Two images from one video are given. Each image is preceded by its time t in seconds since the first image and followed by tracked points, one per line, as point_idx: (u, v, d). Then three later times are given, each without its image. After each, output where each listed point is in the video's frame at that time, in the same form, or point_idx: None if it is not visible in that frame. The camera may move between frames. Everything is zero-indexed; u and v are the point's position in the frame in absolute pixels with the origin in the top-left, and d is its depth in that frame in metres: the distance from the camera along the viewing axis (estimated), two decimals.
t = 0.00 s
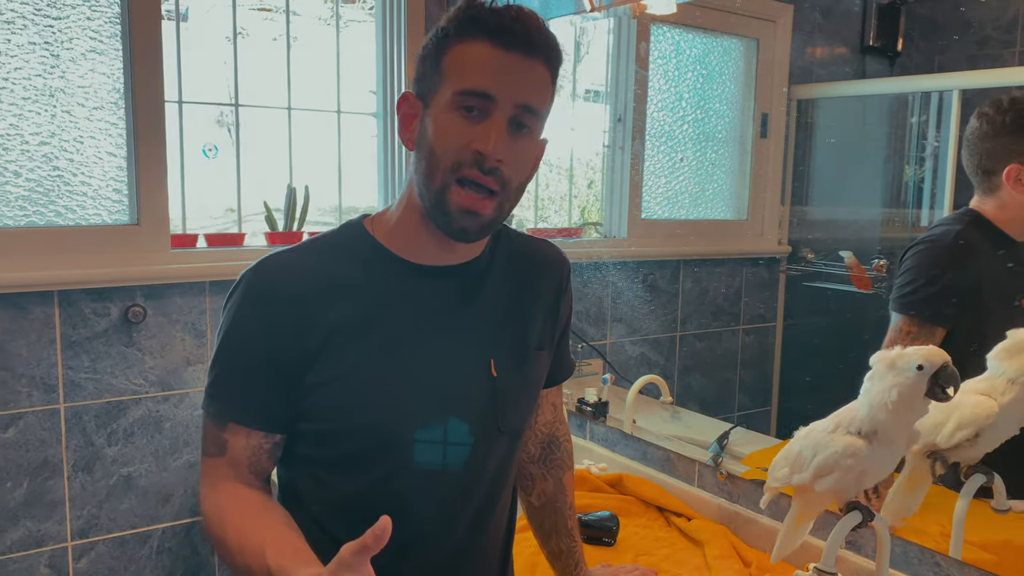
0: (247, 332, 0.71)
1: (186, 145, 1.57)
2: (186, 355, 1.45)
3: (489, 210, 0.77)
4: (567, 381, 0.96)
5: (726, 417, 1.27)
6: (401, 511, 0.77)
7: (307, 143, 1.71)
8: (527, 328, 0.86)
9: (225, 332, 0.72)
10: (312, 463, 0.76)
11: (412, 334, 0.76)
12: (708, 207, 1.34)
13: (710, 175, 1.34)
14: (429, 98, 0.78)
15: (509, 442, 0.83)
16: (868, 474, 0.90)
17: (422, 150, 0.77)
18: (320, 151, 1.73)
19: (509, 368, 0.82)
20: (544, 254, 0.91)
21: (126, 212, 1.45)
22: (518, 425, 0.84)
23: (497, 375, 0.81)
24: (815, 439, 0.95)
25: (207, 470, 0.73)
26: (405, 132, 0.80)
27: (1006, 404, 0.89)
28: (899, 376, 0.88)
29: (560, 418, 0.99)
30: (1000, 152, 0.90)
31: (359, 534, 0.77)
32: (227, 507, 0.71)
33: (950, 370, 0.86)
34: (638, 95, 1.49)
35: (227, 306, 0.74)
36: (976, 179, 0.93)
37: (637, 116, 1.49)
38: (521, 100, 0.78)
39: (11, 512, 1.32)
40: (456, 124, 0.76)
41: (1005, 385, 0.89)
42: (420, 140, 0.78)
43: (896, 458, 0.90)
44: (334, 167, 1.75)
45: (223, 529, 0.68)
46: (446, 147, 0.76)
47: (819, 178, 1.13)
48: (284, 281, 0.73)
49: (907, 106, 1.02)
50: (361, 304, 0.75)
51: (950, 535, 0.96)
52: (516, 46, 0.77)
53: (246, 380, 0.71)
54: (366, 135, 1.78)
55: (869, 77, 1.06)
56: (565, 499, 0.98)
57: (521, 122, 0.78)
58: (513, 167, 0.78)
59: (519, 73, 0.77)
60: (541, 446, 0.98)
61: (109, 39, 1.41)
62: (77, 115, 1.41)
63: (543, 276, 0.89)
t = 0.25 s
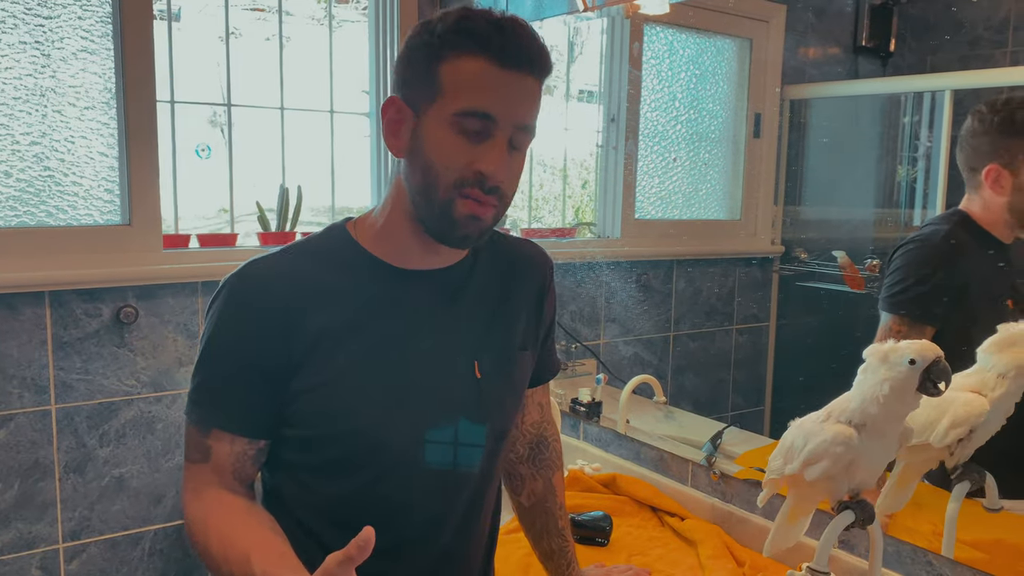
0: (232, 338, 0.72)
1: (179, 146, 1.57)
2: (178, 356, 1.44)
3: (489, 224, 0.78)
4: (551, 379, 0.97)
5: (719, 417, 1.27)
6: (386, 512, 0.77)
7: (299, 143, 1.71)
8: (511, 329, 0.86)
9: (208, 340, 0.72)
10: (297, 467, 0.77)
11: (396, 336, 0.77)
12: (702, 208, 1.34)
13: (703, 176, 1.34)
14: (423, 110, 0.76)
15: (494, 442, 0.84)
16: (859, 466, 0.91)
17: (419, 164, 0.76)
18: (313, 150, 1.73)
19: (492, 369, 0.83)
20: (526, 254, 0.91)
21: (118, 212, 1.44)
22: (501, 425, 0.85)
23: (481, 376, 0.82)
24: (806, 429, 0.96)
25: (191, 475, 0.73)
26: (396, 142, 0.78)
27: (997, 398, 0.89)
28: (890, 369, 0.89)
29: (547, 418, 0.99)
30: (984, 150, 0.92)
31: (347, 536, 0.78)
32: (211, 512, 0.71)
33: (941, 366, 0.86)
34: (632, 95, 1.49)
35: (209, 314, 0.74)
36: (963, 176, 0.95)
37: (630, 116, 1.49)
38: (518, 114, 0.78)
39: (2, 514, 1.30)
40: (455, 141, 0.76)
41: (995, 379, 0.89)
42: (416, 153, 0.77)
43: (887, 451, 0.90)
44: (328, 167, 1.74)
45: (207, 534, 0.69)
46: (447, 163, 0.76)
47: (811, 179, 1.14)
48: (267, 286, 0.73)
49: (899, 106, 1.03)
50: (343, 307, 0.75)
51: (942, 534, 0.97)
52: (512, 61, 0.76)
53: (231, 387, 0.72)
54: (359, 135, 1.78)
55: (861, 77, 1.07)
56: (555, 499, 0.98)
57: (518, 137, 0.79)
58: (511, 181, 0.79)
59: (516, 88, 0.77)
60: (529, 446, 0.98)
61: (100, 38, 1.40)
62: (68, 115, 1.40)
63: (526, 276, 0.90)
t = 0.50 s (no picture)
0: (213, 346, 0.71)
1: (169, 147, 1.56)
2: (169, 356, 1.44)
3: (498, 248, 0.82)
4: (531, 377, 0.96)
5: (710, 417, 1.27)
6: (372, 511, 0.78)
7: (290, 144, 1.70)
8: (491, 328, 0.87)
9: (187, 348, 0.71)
10: (282, 470, 0.77)
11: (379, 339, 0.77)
12: (692, 208, 1.34)
13: (695, 176, 1.34)
14: (445, 143, 0.76)
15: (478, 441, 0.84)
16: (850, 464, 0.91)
17: (442, 194, 0.77)
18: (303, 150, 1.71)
19: (475, 369, 0.84)
20: (501, 252, 0.91)
21: (108, 213, 1.43)
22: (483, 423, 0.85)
23: (464, 375, 0.83)
24: (799, 424, 0.96)
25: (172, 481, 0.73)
26: (409, 167, 0.77)
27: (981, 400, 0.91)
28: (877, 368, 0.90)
29: (530, 416, 0.99)
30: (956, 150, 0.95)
31: (334, 536, 0.79)
32: (195, 521, 0.71)
33: (925, 364, 0.86)
34: (623, 95, 1.49)
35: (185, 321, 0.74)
36: (942, 175, 0.96)
37: (622, 116, 1.49)
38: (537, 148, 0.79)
39: None
40: (479, 176, 0.77)
41: (979, 382, 0.91)
42: (439, 183, 0.77)
43: (878, 447, 0.90)
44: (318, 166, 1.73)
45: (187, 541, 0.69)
46: (471, 197, 0.77)
47: (802, 179, 1.14)
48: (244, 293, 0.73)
49: (890, 107, 1.03)
50: (323, 311, 0.75)
51: (932, 534, 0.98)
52: (539, 99, 0.77)
53: (214, 394, 0.71)
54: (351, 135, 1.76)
55: (851, 77, 1.07)
56: (541, 498, 0.98)
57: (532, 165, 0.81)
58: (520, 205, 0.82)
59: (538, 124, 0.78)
60: (513, 445, 0.97)
61: (90, 38, 1.39)
62: (58, 115, 1.39)
63: (503, 274, 0.90)
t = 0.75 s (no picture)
0: (197, 347, 0.71)
1: (159, 147, 1.55)
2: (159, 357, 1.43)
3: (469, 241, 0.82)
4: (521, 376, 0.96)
5: (701, 417, 1.27)
6: (359, 508, 0.78)
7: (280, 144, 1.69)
8: (477, 324, 0.87)
9: (171, 350, 0.71)
10: (268, 469, 0.77)
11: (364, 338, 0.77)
12: (684, 208, 1.35)
13: (686, 176, 1.35)
14: (416, 135, 0.75)
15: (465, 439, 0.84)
16: (841, 466, 0.95)
17: (413, 187, 0.76)
18: (293, 150, 1.70)
19: (462, 366, 0.84)
20: (486, 251, 0.91)
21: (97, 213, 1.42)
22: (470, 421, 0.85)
23: (451, 372, 0.82)
24: (786, 429, 1.03)
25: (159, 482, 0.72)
26: (379, 160, 0.76)
27: (975, 396, 0.92)
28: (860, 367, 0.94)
29: (519, 415, 0.98)
30: (942, 149, 0.95)
31: (324, 533, 0.79)
32: (180, 520, 0.71)
33: (906, 361, 0.91)
34: (614, 95, 1.48)
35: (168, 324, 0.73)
36: (933, 174, 0.96)
37: (613, 117, 1.49)
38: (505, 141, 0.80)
39: None
40: (451, 169, 0.76)
41: (972, 377, 0.92)
42: (408, 175, 0.76)
43: (868, 447, 0.94)
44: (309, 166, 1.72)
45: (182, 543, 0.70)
46: (442, 190, 0.76)
47: (792, 180, 1.14)
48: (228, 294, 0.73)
49: (879, 107, 1.03)
50: (307, 310, 0.75)
51: (920, 532, 0.98)
52: (509, 92, 0.77)
53: (197, 396, 0.71)
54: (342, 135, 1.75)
55: (842, 78, 1.07)
56: (531, 497, 0.98)
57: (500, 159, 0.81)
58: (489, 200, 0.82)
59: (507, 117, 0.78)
60: (503, 445, 0.97)
61: (79, 37, 1.38)
62: (46, 115, 1.38)
63: (487, 271, 0.90)
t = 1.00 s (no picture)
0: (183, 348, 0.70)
1: (148, 147, 1.54)
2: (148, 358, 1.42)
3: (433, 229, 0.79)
4: (514, 377, 0.96)
5: (692, 417, 1.28)
6: (347, 508, 0.78)
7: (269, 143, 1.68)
8: (467, 325, 0.86)
9: (158, 353, 0.71)
10: (257, 471, 0.77)
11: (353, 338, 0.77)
12: (674, 208, 1.35)
13: (676, 176, 1.35)
14: (363, 118, 0.74)
15: (454, 439, 0.84)
16: (823, 467, 0.92)
17: (363, 172, 0.75)
18: (282, 148, 1.68)
19: (451, 366, 0.84)
20: (475, 249, 0.90)
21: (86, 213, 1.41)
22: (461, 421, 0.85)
23: (440, 372, 0.82)
24: (766, 432, 0.97)
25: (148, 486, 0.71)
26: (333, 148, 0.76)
27: (967, 392, 0.92)
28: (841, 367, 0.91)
29: (512, 415, 0.98)
30: (940, 150, 0.95)
31: (311, 535, 0.79)
32: (162, 522, 0.70)
33: (887, 361, 0.88)
34: (605, 95, 1.48)
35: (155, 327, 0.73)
36: (923, 173, 0.97)
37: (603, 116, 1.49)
38: (459, 121, 0.77)
39: None
40: (400, 150, 0.74)
41: (963, 373, 0.93)
42: (357, 161, 0.75)
43: (850, 447, 0.92)
44: (299, 165, 1.71)
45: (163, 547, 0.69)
46: (392, 173, 0.75)
47: (782, 179, 1.15)
48: (215, 295, 0.72)
49: (868, 107, 1.04)
50: (295, 310, 0.74)
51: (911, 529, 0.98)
52: (453, 69, 0.75)
53: (183, 398, 0.70)
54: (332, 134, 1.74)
55: (831, 78, 1.08)
56: (523, 498, 0.98)
57: (459, 141, 0.78)
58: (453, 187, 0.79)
59: (456, 94, 0.76)
60: (496, 444, 0.97)
61: (66, 36, 1.37)
62: (33, 114, 1.37)
63: (477, 269, 0.90)
